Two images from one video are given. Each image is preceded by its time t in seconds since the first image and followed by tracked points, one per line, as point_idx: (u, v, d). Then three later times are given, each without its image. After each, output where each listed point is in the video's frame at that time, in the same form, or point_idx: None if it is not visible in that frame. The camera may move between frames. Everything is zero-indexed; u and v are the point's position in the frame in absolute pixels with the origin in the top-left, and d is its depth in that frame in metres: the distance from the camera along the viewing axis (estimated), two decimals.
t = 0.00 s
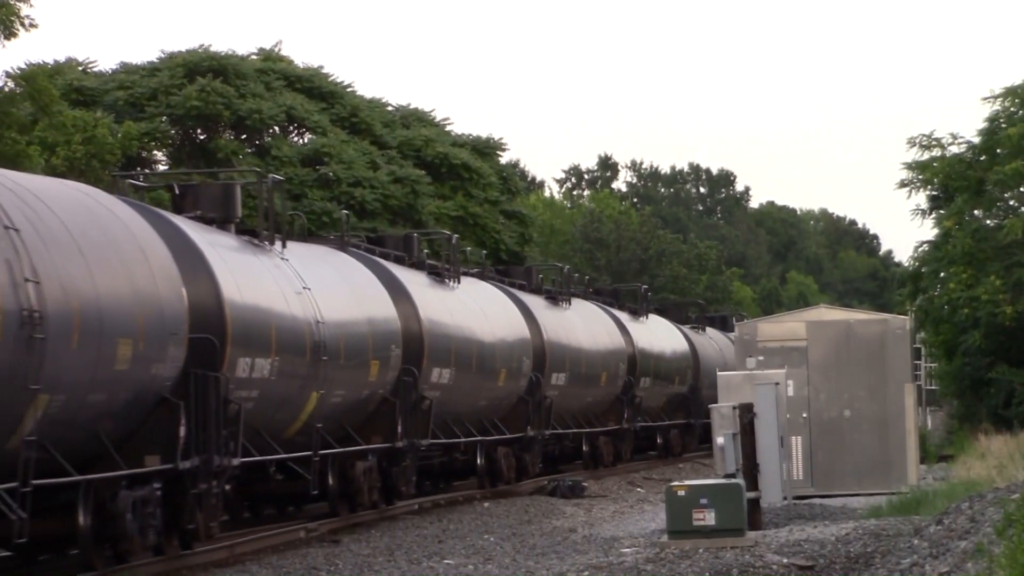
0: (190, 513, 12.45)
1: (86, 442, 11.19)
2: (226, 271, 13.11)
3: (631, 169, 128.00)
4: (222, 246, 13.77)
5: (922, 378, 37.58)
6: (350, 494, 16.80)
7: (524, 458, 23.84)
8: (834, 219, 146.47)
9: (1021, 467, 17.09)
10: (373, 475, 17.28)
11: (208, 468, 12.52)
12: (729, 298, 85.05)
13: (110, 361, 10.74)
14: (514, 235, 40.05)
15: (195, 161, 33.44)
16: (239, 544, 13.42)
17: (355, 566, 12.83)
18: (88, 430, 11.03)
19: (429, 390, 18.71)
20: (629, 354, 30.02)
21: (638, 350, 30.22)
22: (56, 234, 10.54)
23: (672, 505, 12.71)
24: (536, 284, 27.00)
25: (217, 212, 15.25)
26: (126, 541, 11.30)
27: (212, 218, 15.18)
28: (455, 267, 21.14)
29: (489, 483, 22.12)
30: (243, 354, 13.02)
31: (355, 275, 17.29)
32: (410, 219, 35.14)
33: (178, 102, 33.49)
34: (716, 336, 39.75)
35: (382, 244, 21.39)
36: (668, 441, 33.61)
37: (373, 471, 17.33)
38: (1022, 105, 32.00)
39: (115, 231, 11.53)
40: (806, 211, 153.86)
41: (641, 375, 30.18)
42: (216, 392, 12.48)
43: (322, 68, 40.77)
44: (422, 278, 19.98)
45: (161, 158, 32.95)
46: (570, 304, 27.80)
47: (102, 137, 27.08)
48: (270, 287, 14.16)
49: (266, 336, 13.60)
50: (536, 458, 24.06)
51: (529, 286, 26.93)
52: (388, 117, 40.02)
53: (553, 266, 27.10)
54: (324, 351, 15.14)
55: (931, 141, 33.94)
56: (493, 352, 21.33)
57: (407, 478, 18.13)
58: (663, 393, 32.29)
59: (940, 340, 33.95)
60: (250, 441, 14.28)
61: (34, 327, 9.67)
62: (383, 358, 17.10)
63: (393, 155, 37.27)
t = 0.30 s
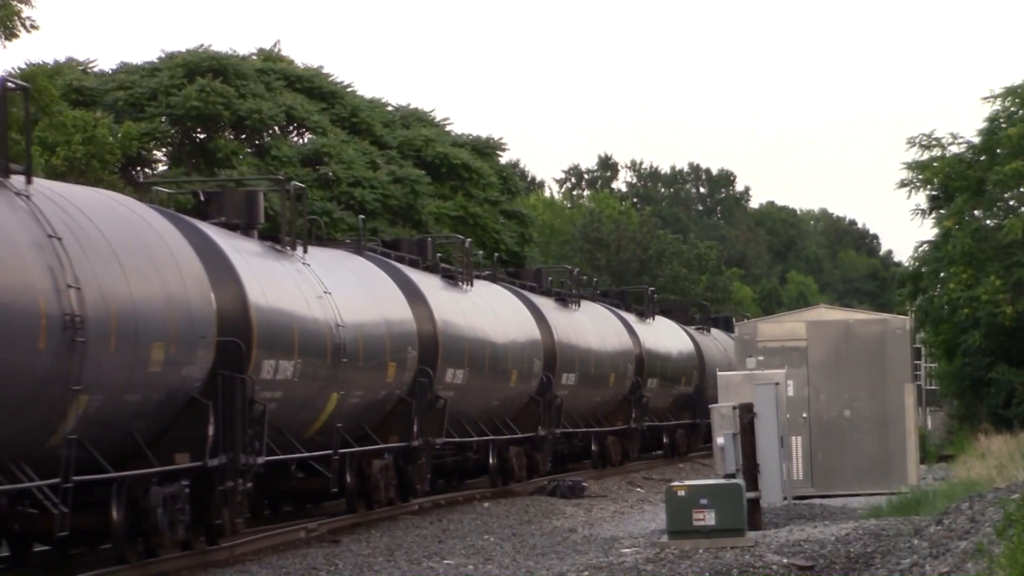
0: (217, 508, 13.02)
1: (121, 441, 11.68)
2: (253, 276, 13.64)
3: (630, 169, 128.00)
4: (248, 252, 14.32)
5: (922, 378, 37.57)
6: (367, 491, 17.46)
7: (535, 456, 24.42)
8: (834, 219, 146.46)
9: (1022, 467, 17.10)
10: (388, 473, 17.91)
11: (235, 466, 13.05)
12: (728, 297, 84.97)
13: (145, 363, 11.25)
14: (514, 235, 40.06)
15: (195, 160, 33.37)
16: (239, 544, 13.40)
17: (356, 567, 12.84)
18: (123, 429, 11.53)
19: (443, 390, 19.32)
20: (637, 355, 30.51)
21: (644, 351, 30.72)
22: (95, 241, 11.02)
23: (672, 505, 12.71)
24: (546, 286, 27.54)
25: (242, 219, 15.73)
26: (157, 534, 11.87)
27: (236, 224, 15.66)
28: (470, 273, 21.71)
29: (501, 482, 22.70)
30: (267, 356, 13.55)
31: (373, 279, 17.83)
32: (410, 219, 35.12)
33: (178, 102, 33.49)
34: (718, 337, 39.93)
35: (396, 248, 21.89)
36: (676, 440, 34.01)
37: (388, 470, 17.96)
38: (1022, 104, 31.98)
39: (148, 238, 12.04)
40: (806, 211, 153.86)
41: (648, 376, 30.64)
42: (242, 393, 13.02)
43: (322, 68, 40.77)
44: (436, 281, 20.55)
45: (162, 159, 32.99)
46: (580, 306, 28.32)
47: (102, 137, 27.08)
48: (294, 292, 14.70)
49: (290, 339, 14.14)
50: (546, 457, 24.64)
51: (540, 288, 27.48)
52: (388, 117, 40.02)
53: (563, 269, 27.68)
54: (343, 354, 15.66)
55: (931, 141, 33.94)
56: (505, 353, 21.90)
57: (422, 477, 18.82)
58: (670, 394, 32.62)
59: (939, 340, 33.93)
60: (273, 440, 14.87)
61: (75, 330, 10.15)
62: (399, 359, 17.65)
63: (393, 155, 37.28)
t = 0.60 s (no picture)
0: (242, 505, 13.62)
1: (152, 438, 12.29)
2: (276, 281, 14.21)
3: (630, 169, 127.99)
4: (271, 258, 14.84)
5: (922, 378, 37.57)
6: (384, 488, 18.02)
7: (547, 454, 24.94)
8: (835, 220, 146.47)
9: (1022, 467, 17.10)
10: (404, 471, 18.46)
11: (260, 463, 13.68)
12: (728, 297, 84.89)
13: (177, 365, 11.85)
14: (514, 235, 40.06)
15: (194, 160, 33.39)
16: (239, 545, 13.41)
17: (356, 567, 12.84)
18: (153, 428, 12.16)
19: (457, 390, 19.83)
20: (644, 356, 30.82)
21: (651, 351, 31.03)
22: (130, 247, 11.59)
23: (672, 505, 12.70)
24: (555, 289, 27.96)
25: (264, 224, 16.28)
26: (184, 529, 12.39)
27: (258, 229, 16.23)
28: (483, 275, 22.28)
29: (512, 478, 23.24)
30: (290, 358, 14.11)
31: (389, 282, 18.39)
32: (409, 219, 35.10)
33: (178, 102, 33.49)
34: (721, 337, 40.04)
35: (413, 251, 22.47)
36: (682, 439, 34.23)
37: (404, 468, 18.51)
38: (1022, 104, 31.98)
39: (180, 245, 12.64)
40: (807, 211, 153.81)
41: (655, 376, 30.92)
42: (266, 394, 13.60)
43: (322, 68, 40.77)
44: (450, 283, 21.07)
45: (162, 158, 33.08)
46: (590, 307, 28.72)
47: (102, 138, 27.06)
48: (315, 296, 15.26)
49: (312, 341, 14.70)
50: (556, 455, 25.10)
51: (549, 291, 27.94)
52: (388, 117, 40.02)
53: (572, 273, 28.34)
54: (361, 355, 16.22)
55: (931, 141, 33.94)
56: (517, 354, 22.38)
57: (435, 475, 19.40)
58: (677, 394, 32.83)
59: (940, 341, 33.90)
60: (294, 439, 15.51)
61: (114, 333, 10.75)
62: (415, 361, 18.19)
63: (393, 155, 37.26)
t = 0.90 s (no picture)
0: (266, 501, 14.26)
1: (181, 437, 12.91)
2: (297, 284, 14.84)
3: (630, 169, 127.97)
4: (292, 261, 15.46)
5: (921, 378, 37.59)
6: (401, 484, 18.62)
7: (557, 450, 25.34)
8: (834, 219, 146.47)
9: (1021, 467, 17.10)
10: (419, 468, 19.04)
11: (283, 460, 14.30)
12: (728, 297, 84.83)
13: (206, 365, 12.41)
14: (514, 235, 40.06)
15: (194, 160, 33.38)
16: (239, 545, 13.43)
17: (356, 566, 12.84)
18: (182, 426, 12.70)
19: (469, 390, 20.42)
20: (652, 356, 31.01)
21: (658, 352, 31.16)
22: (163, 253, 12.12)
23: (672, 505, 12.70)
24: (564, 289, 28.24)
25: (283, 228, 16.68)
26: (211, 524, 13.01)
27: (278, 234, 16.61)
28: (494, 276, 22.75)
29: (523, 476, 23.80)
30: (311, 358, 14.73)
31: (404, 284, 18.99)
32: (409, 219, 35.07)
33: (178, 102, 33.50)
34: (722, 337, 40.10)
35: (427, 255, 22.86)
36: (686, 439, 34.35)
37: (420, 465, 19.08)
38: (1022, 105, 31.97)
39: (209, 252, 13.19)
40: (806, 211, 153.79)
41: (661, 377, 31.07)
42: (287, 392, 14.22)
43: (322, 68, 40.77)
44: (462, 285, 21.62)
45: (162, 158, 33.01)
46: (599, 309, 29.07)
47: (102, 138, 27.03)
48: (335, 298, 15.88)
49: (332, 342, 15.32)
50: (567, 453, 25.55)
51: (558, 291, 28.16)
52: (388, 117, 40.02)
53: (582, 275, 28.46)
54: (378, 355, 16.84)
55: (931, 141, 33.93)
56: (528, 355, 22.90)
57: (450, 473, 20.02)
58: (682, 394, 32.92)
59: (940, 341, 33.89)
60: (316, 437, 16.11)
61: (149, 336, 11.28)
62: (428, 361, 18.78)
63: (393, 155, 37.25)
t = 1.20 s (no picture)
0: (289, 497, 14.67)
1: (209, 434, 13.32)
2: (318, 287, 15.25)
3: (630, 169, 128.02)
4: (312, 264, 15.90)
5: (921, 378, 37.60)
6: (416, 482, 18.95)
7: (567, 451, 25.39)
8: (834, 219, 146.50)
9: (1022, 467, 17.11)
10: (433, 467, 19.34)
11: (304, 458, 14.68)
12: (728, 297, 84.82)
13: (233, 368, 12.83)
14: (514, 235, 40.07)
15: (194, 160, 33.36)
16: (239, 545, 13.41)
17: (356, 567, 12.84)
18: (209, 424, 13.11)
19: (484, 389, 20.72)
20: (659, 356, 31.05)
21: (665, 353, 31.21)
22: (192, 260, 12.59)
23: (672, 505, 12.70)
24: (574, 292, 28.31)
25: (302, 233, 17.46)
26: (236, 521, 13.52)
27: (298, 239, 17.39)
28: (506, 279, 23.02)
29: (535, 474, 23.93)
30: (331, 360, 15.17)
31: (419, 286, 19.34)
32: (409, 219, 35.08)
33: (178, 102, 33.48)
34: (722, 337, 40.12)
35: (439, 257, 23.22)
36: (689, 439, 34.39)
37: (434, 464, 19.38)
38: (1022, 105, 31.97)
39: (235, 258, 13.63)
40: (806, 211, 153.81)
41: (667, 377, 31.08)
42: (309, 391, 14.62)
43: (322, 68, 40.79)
44: (475, 287, 21.90)
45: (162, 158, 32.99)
46: (608, 310, 29.20)
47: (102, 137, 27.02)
48: (354, 300, 16.28)
49: (351, 343, 15.72)
50: (577, 452, 25.61)
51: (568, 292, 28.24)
52: (388, 117, 40.03)
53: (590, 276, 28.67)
54: (395, 357, 17.23)
55: (931, 141, 33.93)
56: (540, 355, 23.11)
57: (465, 471, 20.30)
58: (687, 394, 32.95)
59: (940, 340, 33.88)
60: (336, 436, 16.53)
61: (179, 340, 11.71)
62: (443, 361, 19.14)
63: (393, 155, 37.25)
